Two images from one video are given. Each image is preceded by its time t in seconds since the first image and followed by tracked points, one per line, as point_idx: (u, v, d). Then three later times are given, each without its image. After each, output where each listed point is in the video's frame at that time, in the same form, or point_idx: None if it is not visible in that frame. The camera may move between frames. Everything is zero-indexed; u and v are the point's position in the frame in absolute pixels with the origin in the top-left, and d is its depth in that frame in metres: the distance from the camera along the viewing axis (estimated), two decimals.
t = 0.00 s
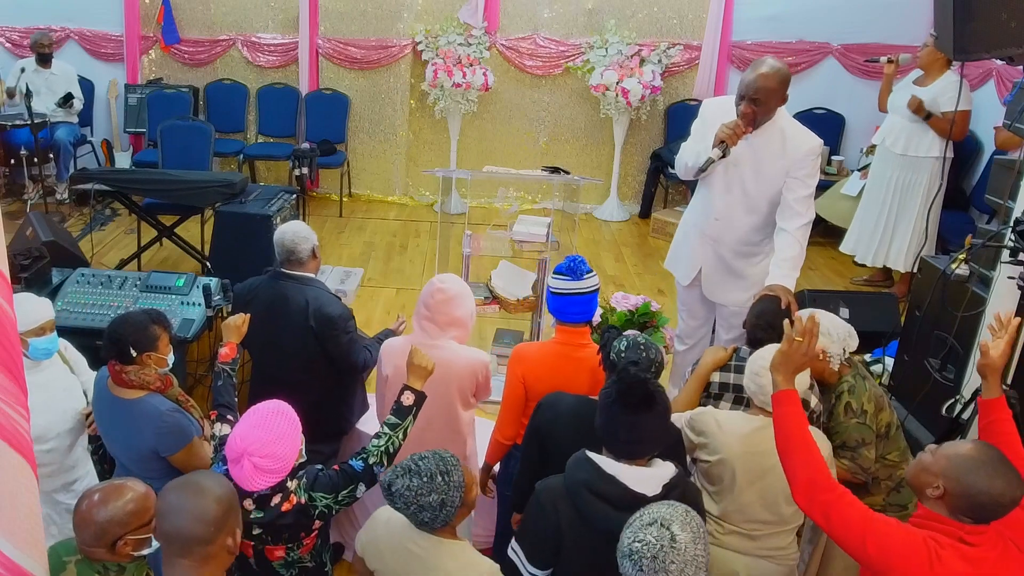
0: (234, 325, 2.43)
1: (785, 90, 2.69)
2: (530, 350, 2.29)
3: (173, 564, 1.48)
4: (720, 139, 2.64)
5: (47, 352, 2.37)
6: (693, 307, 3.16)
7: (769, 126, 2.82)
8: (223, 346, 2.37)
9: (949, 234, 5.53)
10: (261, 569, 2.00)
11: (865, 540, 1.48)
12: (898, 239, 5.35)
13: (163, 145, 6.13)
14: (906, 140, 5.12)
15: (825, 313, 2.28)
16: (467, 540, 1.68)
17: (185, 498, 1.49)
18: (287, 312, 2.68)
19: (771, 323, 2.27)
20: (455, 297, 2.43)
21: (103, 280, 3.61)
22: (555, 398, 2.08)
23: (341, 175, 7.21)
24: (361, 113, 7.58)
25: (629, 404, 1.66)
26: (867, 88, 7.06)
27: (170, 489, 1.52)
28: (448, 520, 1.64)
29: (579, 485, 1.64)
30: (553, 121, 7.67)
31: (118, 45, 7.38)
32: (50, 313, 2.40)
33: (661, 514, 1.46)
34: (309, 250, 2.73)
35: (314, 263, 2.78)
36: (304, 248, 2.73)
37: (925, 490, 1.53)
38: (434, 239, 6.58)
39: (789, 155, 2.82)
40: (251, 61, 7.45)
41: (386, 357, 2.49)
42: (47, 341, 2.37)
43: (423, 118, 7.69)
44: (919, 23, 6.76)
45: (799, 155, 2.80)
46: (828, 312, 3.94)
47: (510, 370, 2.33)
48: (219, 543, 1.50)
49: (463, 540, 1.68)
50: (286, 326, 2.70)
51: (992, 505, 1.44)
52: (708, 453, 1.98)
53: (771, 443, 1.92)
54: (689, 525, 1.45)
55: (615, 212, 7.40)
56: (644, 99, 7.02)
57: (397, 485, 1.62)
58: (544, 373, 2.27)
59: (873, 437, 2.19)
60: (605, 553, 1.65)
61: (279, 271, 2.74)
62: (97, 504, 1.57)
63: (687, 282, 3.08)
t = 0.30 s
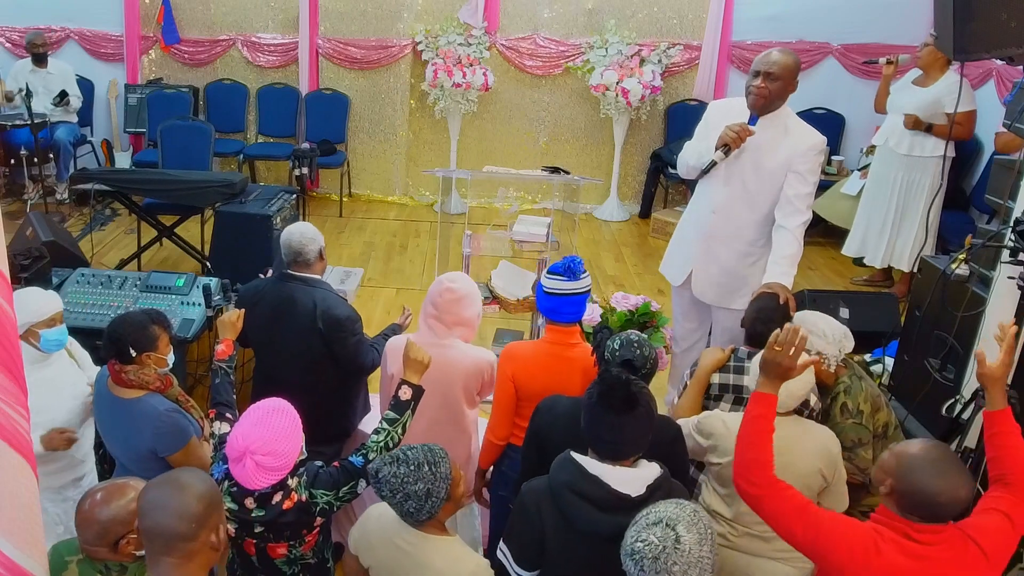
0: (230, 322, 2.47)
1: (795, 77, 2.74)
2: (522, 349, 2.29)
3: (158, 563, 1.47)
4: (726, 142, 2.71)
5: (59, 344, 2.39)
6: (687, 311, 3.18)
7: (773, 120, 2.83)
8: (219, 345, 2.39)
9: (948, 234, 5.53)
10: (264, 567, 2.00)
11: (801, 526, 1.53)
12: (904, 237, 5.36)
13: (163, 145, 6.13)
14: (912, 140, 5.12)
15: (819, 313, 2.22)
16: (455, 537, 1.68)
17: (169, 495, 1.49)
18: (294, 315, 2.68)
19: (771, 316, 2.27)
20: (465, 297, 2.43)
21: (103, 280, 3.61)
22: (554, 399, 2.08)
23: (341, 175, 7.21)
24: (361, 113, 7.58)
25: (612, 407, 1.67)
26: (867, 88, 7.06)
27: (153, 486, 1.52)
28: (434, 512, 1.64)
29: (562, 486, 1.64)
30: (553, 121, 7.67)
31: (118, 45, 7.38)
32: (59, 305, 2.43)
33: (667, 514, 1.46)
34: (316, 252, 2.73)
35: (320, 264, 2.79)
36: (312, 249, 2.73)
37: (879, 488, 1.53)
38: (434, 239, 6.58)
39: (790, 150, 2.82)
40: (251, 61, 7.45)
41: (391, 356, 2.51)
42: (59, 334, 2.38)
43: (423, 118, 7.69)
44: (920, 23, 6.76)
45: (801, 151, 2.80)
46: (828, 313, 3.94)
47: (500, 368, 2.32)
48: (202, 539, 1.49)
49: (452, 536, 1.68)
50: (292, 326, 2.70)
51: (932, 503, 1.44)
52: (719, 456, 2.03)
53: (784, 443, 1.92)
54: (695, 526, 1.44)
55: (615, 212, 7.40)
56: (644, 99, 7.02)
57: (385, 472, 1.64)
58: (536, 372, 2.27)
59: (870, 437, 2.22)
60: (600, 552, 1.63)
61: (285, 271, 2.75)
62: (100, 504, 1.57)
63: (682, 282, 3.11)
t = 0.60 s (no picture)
0: (230, 322, 2.45)
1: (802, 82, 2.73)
2: (512, 349, 2.29)
3: (167, 563, 1.47)
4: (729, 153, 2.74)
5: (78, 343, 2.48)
6: (689, 306, 3.18)
7: (777, 123, 2.84)
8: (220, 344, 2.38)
9: (948, 234, 5.53)
10: (265, 565, 2.00)
11: (769, 525, 1.63)
12: (908, 237, 5.37)
13: (163, 145, 6.13)
14: (915, 141, 5.12)
15: (819, 316, 2.30)
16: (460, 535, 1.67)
17: (175, 495, 1.49)
18: (302, 315, 2.68)
19: (771, 314, 2.26)
20: (461, 299, 2.42)
21: (103, 280, 3.61)
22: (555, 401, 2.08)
23: (341, 175, 7.22)
24: (361, 113, 7.58)
25: (614, 401, 1.67)
26: (867, 88, 7.06)
27: (160, 486, 1.52)
28: (434, 505, 1.64)
29: (567, 485, 1.64)
30: (553, 121, 7.67)
31: (118, 45, 7.38)
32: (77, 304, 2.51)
33: (666, 512, 1.45)
34: (324, 253, 2.75)
35: (329, 266, 2.80)
36: (319, 250, 2.74)
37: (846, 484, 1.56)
38: (434, 239, 6.58)
39: (792, 154, 2.82)
40: (251, 61, 7.45)
41: (385, 355, 2.50)
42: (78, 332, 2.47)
43: (423, 118, 7.69)
44: (920, 23, 6.75)
45: (805, 154, 2.80)
46: (828, 313, 3.94)
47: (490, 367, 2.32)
48: (211, 539, 1.49)
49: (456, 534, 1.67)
50: (296, 327, 2.70)
51: (890, 499, 1.46)
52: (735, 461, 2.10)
53: (802, 444, 1.93)
54: (693, 526, 1.43)
55: (615, 212, 7.40)
56: (644, 99, 7.03)
57: (382, 468, 1.65)
58: (529, 372, 2.26)
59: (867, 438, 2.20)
60: (603, 549, 1.63)
61: (292, 272, 2.75)
62: (99, 503, 1.57)
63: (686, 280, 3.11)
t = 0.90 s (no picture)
0: (235, 324, 2.48)
1: (800, 84, 2.72)
2: (508, 350, 2.29)
3: (199, 566, 1.50)
4: (731, 161, 2.77)
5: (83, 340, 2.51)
6: (692, 307, 3.18)
7: (775, 126, 2.84)
8: (223, 346, 2.37)
9: (949, 234, 5.53)
10: (268, 567, 2.00)
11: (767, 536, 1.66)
12: (909, 238, 5.36)
13: (163, 145, 6.13)
14: (916, 141, 5.12)
15: (820, 314, 2.36)
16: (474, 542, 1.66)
17: (206, 500, 1.51)
18: (307, 316, 2.69)
19: (770, 314, 2.27)
20: (443, 297, 2.43)
21: (103, 280, 3.61)
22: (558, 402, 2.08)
23: (341, 175, 7.22)
24: (361, 113, 7.58)
25: (638, 394, 1.70)
26: (867, 88, 7.05)
27: (189, 491, 1.53)
28: (449, 515, 1.64)
29: (591, 477, 1.65)
30: (553, 121, 7.67)
31: (118, 45, 7.38)
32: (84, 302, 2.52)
33: (665, 514, 1.45)
34: (328, 254, 2.75)
35: (332, 267, 2.80)
36: (323, 252, 2.74)
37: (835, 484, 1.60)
38: (434, 239, 6.58)
39: (792, 155, 2.82)
40: (251, 61, 7.45)
41: (372, 354, 2.48)
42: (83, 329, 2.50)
43: (423, 118, 7.69)
44: (919, 23, 6.75)
45: (804, 156, 2.80)
46: (828, 312, 3.94)
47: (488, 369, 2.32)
48: (244, 543, 1.53)
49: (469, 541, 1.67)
50: (303, 329, 2.70)
51: (871, 496, 1.49)
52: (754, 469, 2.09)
53: (819, 450, 1.94)
54: (692, 529, 1.43)
55: (615, 212, 7.40)
56: (644, 99, 7.02)
57: (397, 476, 1.65)
58: (527, 373, 2.26)
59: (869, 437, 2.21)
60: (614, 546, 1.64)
61: (295, 273, 2.74)
62: (96, 501, 1.56)
63: (691, 281, 3.10)
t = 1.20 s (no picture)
0: (233, 320, 2.47)
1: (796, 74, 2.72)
2: (513, 350, 2.29)
3: (214, 568, 1.49)
4: (726, 146, 2.71)
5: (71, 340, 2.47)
6: (687, 309, 3.18)
7: (774, 120, 2.84)
8: (223, 343, 2.38)
9: (949, 234, 5.53)
10: (269, 565, 2.00)
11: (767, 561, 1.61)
12: (902, 238, 5.35)
13: (163, 145, 6.13)
14: (913, 141, 5.12)
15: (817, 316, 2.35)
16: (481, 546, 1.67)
17: (217, 500, 1.50)
18: (311, 316, 2.69)
19: (771, 312, 2.27)
20: (433, 296, 2.44)
21: (103, 280, 3.61)
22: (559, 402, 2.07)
23: (341, 175, 7.22)
24: (361, 113, 7.58)
25: (648, 392, 1.71)
26: (867, 88, 7.05)
27: (200, 492, 1.53)
28: (457, 522, 1.63)
29: (599, 476, 1.65)
30: (553, 121, 7.67)
31: (118, 45, 7.38)
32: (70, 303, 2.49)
33: (677, 506, 1.46)
34: (331, 255, 2.74)
35: (336, 267, 2.79)
36: (327, 252, 2.74)
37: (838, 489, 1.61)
38: (434, 239, 6.58)
39: (790, 149, 2.82)
40: (251, 61, 7.45)
41: (367, 353, 2.46)
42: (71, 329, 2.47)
43: (423, 118, 7.70)
44: (920, 23, 6.75)
45: (803, 150, 2.80)
46: (828, 312, 3.94)
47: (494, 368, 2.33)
48: (257, 541, 1.53)
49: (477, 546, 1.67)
50: (308, 330, 2.70)
51: (873, 500, 1.50)
52: (757, 467, 2.00)
53: (821, 449, 1.95)
54: (703, 522, 1.43)
55: (615, 212, 7.40)
56: (644, 99, 7.02)
57: (406, 480, 1.64)
58: (529, 371, 2.26)
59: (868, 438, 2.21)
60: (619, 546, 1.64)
61: (297, 273, 2.74)
62: (95, 498, 1.57)
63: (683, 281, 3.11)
